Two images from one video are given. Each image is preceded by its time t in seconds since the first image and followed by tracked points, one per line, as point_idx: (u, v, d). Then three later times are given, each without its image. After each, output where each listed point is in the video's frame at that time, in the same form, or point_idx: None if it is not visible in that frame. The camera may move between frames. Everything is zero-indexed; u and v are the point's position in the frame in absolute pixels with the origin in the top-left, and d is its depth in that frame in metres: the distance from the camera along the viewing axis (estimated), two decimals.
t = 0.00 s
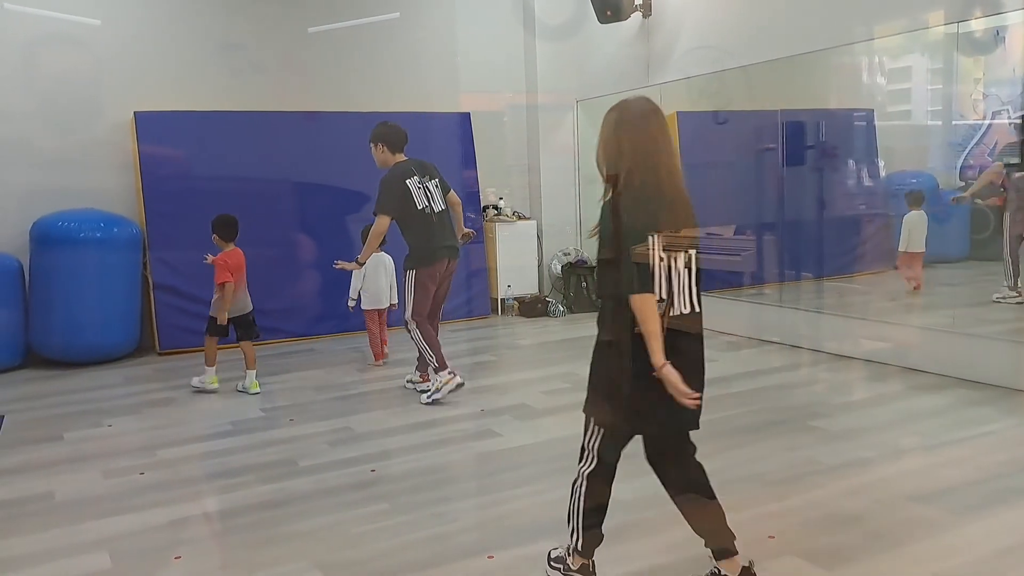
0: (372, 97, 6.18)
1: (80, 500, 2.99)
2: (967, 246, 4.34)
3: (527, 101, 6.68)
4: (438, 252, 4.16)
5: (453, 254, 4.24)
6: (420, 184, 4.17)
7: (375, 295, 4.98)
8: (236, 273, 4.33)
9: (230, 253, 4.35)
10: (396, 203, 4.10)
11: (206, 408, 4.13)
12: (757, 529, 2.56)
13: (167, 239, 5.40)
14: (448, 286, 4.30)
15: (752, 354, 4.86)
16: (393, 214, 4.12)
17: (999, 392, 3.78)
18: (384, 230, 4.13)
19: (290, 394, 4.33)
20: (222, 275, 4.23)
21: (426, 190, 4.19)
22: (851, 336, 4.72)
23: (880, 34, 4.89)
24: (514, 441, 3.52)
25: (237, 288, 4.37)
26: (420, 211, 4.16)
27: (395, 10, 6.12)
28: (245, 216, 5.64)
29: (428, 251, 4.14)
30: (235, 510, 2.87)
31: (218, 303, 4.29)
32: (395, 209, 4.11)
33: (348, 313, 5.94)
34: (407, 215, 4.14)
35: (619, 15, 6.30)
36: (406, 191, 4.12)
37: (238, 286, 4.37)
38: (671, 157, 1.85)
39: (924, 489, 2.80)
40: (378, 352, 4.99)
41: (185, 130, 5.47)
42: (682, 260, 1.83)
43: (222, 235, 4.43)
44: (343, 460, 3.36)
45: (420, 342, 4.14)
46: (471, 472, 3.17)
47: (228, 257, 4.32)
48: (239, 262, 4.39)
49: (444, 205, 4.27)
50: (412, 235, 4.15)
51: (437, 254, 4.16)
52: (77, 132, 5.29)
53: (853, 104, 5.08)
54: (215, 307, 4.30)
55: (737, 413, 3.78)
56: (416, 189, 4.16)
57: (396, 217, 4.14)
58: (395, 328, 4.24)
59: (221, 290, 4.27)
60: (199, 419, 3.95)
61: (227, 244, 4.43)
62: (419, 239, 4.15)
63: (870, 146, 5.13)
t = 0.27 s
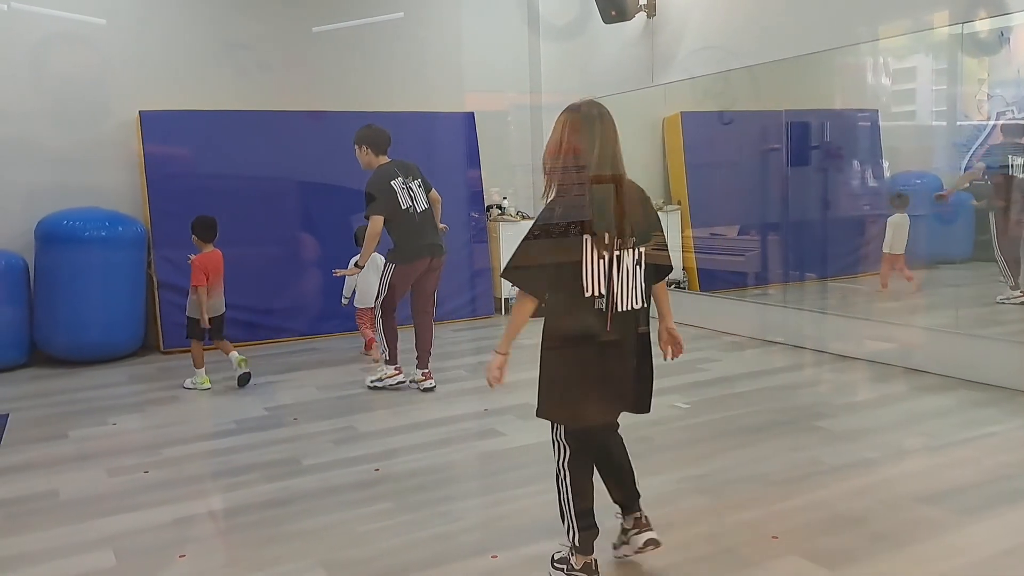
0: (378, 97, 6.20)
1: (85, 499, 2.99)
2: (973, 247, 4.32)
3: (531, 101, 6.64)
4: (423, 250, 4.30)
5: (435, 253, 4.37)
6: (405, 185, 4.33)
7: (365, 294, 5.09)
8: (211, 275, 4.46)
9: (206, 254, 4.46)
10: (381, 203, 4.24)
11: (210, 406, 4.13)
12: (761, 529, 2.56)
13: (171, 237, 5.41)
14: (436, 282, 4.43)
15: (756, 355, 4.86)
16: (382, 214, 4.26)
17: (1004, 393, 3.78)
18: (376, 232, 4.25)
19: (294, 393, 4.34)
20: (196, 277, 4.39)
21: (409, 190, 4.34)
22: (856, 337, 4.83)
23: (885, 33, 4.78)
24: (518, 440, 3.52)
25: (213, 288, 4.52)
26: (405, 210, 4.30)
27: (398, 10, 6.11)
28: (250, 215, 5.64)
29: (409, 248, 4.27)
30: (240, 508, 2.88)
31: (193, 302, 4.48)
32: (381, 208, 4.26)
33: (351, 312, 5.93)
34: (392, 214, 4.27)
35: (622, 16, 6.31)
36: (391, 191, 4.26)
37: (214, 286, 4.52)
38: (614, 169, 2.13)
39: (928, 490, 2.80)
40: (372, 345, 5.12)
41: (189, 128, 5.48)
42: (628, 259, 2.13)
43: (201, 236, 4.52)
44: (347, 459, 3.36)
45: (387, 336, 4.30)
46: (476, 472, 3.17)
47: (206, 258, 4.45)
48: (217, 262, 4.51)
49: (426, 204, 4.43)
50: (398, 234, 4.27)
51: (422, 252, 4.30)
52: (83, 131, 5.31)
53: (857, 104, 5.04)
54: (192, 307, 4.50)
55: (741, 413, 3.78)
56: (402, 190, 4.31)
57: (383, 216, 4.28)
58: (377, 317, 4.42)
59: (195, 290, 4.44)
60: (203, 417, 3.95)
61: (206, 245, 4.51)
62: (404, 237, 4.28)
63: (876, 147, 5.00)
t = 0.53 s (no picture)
0: (382, 96, 6.21)
1: (88, 497, 3.00)
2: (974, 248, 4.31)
3: (534, 101, 6.67)
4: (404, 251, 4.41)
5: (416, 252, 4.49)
6: (386, 188, 4.40)
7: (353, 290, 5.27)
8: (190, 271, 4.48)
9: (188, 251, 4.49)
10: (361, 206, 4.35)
11: (212, 405, 4.14)
12: (763, 529, 2.56)
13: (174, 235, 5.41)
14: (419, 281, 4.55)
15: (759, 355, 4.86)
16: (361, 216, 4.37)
17: (1007, 394, 3.78)
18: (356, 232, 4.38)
19: (296, 392, 4.34)
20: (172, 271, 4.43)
21: (390, 193, 4.41)
22: (857, 336, 4.78)
23: (888, 34, 4.77)
24: (520, 440, 3.52)
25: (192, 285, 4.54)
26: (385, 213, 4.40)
27: (402, 9, 6.07)
28: (253, 214, 5.66)
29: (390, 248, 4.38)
30: (243, 507, 2.89)
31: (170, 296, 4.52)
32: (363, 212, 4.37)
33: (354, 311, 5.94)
34: (374, 216, 4.39)
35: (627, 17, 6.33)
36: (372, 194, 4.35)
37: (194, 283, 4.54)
38: (601, 170, 2.25)
39: (931, 490, 2.80)
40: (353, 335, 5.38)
41: (193, 127, 5.49)
42: (598, 257, 2.16)
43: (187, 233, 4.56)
44: (350, 458, 3.37)
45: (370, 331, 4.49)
46: (478, 471, 3.18)
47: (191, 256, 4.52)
48: (199, 259, 4.53)
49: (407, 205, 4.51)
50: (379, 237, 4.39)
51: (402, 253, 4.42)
52: (86, 130, 5.32)
53: (860, 105, 5.09)
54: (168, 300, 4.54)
55: (744, 413, 3.78)
56: (381, 193, 4.39)
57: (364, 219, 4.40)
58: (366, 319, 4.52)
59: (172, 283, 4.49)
60: (206, 416, 3.96)
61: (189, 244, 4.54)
62: (384, 239, 4.41)
63: (880, 148, 5.05)
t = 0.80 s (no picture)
0: (385, 96, 6.21)
1: (91, 495, 3.00)
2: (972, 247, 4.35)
3: (537, 101, 6.64)
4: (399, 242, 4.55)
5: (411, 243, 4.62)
6: (375, 182, 4.57)
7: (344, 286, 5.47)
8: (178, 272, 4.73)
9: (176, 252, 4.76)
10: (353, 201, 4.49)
11: (215, 404, 4.14)
12: (766, 529, 2.56)
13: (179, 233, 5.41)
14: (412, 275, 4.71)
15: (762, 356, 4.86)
16: (353, 211, 4.52)
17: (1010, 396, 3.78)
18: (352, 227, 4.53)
19: (299, 392, 4.35)
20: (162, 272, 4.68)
21: (380, 188, 4.58)
22: (859, 336, 4.76)
23: (892, 35, 4.77)
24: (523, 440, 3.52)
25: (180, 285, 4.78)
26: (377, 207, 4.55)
27: (406, 10, 6.09)
28: (256, 213, 5.66)
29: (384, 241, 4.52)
30: (246, 506, 2.89)
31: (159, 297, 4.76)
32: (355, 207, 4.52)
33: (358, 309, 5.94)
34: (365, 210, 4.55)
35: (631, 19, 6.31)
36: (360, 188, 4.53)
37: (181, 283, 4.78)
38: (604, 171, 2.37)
39: (934, 492, 2.80)
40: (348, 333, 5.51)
41: (197, 126, 5.50)
42: (585, 253, 2.29)
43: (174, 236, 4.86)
44: (353, 457, 3.37)
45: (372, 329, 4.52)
46: (481, 471, 3.18)
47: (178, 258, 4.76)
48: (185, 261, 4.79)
49: (398, 201, 4.66)
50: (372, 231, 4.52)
51: (396, 247, 4.55)
52: (90, 128, 5.32)
53: (862, 107, 5.08)
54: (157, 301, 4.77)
55: (747, 413, 3.78)
56: (371, 187, 4.56)
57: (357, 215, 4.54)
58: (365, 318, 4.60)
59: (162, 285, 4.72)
60: (208, 415, 3.96)
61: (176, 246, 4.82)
62: (379, 233, 4.54)
63: (883, 149, 5.06)
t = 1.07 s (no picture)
0: (388, 95, 6.23)
1: (93, 494, 3.01)
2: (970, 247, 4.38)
3: (541, 101, 6.65)
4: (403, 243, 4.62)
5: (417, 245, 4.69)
6: (392, 181, 4.67)
7: (341, 283, 5.62)
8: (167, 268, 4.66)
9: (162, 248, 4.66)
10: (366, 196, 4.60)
11: (217, 403, 4.15)
12: (767, 529, 2.57)
13: (181, 232, 5.42)
14: (419, 274, 4.77)
15: (764, 357, 4.86)
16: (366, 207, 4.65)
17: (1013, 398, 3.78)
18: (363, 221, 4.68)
19: (301, 391, 4.35)
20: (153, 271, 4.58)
21: (395, 187, 4.67)
22: (863, 338, 4.78)
23: (895, 37, 4.72)
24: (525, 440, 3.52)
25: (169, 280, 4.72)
26: (388, 205, 4.64)
27: (410, 10, 5.98)
28: (258, 213, 5.68)
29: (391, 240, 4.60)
30: (249, 504, 2.90)
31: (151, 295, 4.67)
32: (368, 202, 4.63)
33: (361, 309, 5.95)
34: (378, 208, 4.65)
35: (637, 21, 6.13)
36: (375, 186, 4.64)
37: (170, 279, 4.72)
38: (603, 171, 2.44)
39: (935, 493, 2.81)
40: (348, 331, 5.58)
41: (199, 125, 5.51)
42: (574, 249, 2.36)
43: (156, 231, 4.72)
44: (356, 456, 3.38)
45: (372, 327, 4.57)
46: (483, 471, 3.18)
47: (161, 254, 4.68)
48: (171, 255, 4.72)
49: (412, 202, 4.73)
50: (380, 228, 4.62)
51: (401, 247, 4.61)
52: (94, 128, 5.34)
53: (866, 109, 5.06)
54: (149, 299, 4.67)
55: (749, 414, 3.79)
56: (387, 185, 4.66)
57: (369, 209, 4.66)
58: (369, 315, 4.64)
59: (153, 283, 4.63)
60: (210, 415, 3.97)
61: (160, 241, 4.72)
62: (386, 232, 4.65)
63: (885, 151, 5.04)
